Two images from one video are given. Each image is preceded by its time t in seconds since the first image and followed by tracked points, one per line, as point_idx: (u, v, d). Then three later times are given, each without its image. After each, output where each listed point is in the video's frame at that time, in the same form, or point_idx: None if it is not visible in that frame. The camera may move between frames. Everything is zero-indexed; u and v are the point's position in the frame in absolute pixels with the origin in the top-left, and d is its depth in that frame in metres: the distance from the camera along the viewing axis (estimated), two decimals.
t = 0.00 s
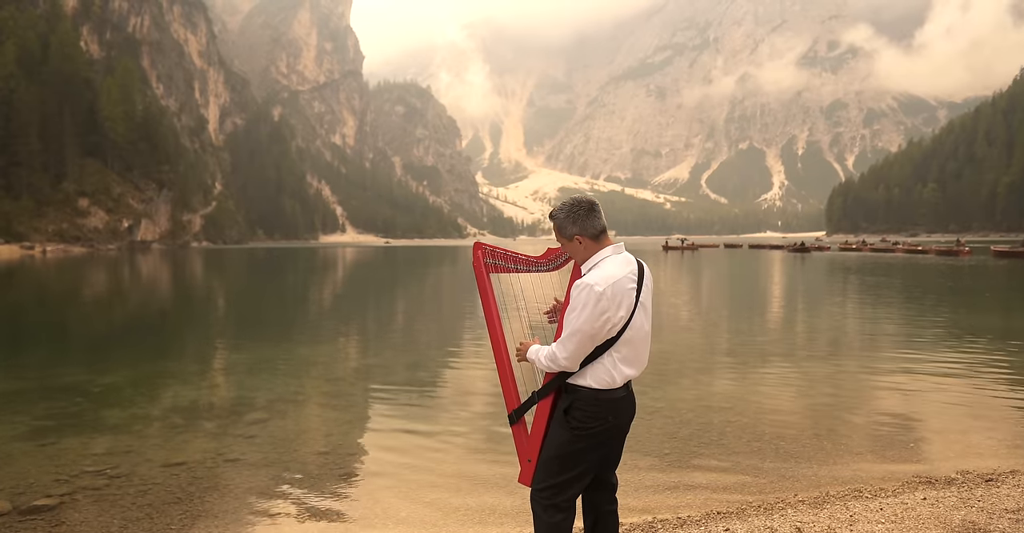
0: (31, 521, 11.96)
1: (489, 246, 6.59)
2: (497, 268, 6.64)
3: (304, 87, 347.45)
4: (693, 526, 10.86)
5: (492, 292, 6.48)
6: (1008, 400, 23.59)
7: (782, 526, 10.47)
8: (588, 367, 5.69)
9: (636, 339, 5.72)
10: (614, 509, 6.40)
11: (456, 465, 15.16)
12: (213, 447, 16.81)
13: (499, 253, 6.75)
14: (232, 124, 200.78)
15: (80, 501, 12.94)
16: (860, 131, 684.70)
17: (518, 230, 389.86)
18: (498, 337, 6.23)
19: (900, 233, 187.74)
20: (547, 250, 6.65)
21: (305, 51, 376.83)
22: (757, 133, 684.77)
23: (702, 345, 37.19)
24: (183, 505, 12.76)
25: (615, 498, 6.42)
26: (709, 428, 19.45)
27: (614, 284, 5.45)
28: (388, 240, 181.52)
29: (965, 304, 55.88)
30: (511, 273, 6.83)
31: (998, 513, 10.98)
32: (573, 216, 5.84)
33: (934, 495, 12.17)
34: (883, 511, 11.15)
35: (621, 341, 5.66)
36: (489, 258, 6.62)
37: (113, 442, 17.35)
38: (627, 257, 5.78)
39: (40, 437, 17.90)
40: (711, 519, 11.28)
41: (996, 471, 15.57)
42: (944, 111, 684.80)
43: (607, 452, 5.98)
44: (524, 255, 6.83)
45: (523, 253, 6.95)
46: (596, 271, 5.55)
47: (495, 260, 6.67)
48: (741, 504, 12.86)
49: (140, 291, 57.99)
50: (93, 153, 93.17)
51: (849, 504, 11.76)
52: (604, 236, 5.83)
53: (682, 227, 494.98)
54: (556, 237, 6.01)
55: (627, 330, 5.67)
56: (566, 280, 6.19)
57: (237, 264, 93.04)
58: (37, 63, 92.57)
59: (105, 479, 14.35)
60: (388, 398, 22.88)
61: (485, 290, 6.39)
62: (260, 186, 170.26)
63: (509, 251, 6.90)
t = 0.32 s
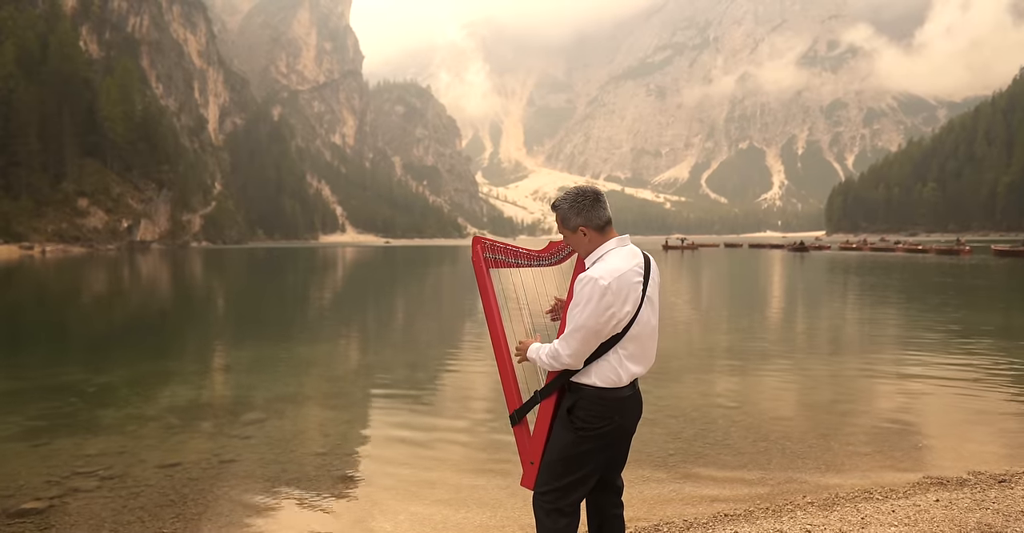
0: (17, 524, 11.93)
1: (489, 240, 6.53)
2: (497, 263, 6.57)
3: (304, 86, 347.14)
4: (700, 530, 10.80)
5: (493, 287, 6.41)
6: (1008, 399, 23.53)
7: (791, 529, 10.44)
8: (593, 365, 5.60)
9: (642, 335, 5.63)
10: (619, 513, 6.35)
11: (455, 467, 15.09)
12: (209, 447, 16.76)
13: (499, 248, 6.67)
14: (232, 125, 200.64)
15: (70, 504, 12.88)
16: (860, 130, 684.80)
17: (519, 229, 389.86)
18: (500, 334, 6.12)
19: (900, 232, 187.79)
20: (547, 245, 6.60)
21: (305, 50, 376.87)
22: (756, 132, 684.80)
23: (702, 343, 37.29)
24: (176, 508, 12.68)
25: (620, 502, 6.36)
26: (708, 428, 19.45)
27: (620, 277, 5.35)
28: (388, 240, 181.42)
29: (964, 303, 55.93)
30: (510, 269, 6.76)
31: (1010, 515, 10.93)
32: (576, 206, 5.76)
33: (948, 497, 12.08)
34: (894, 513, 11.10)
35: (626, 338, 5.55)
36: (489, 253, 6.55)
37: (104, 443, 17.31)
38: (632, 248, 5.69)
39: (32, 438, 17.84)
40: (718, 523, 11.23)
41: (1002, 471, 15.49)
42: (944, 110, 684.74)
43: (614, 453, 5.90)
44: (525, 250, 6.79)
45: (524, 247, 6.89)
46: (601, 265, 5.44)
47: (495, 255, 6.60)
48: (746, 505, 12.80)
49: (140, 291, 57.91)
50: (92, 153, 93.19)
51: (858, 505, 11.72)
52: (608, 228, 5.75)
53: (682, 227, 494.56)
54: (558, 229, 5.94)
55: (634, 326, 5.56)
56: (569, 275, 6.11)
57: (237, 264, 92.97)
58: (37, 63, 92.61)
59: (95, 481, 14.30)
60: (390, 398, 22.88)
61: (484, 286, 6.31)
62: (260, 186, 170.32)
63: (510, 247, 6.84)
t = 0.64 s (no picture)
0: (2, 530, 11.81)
1: (487, 236, 6.44)
2: (496, 259, 6.49)
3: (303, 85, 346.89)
4: None
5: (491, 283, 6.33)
6: (1007, 400, 23.41)
7: None
8: (595, 367, 5.49)
9: (647, 335, 5.52)
10: (624, 519, 6.22)
11: (452, 471, 14.94)
12: (203, 450, 16.63)
13: (498, 244, 6.60)
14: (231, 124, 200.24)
15: (57, 508, 12.77)
16: (858, 129, 684.77)
17: (518, 228, 389.84)
18: (498, 333, 6.02)
19: (899, 231, 187.91)
20: (547, 240, 6.50)
21: (304, 49, 376.43)
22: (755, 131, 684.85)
23: (700, 343, 37.32)
24: (165, 513, 12.55)
25: (625, 507, 6.24)
26: (707, 428, 19.42)
27: (624, 274, 5.24)
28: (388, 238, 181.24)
29: (963, 302, 55.97)
30: (511, 265, 6.69)
31: None
32: (580, 199, 5.62)
33: (960, 501, 11.99)
34: (906, 518, 11.00)
35: (632, 337, 5.44)
36: (487, 249, 6.46)
37: (94, 445, 17.19)
38: (636, 243, 5.56)
39: (22, 440, 17.74)
40: (725, 527, 11.13)
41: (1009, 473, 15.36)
42: (944, 109, 684.81)
43: (619, 458, 5.78)
44: (524, 246, 6.70)
45: (525, 242, 6.84)
46: (606, 260, 5.32)
47: (493, 251, 6.52)
48: (753, 509, 12.68)
49: (138, 290, 57.67)
50: (90, 152, 93.07)
51: (868, 510, 11.61)
52: (614, 222, 5.60)
53: (681, 226, 494.46)
54: (560, 222, 5.81)
55: (639, 326, 5.45)
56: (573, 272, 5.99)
57: (236, 264, 92.71)
58: (34, 61, 92.42)
59: (85, 483, 14.18)
60: (388, 398, 22.84)
61: (482, 283, 6.22)
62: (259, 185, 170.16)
63: (509, 242, 6.75)
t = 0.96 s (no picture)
0: None
1: (490, 231, 6.37)
2: (498, 256, 6.39)
3: (302, 85, 346.22)
4: None
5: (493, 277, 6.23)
6: (1006, 399, 23.34)
7: None
8: (603, 370, 5.37)
9: (658, 334, 5.42)
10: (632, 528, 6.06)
11: (451, 474, 14.83)
12: (196, 453, 16.51)
13: (501, 239, 6.51)
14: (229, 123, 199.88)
15: (42, 513, 12.65)
16: (856, 129, 684.81)
17: (515, 228, 389.72)
18: (501, 332, 5.91)
19: (896, 231, 188.07)
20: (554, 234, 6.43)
21: (303, 48, 375.98)
22: (753, 131, 684.82)
23: (698, 342, 37.36)
24: (155, 518, 12.42)
25: (634, 518, 6.07)
26: (705, 430, 19.36)
27: (633, 269, 5.14)
28: (386, 237, 180.88)
29: (959, 302, 56.04)
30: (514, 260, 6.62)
31: None
32: (586, 190, 5.50)
33: (972, 506, 11.88)
34: (917, 523, 10.93)
35: (641, 335, 5.33)
36: (490, 244, 6.39)
37: (82, 448, 17.06)
38: (647, 237, 5.45)
39: (10, 442, 17.64)
40: None
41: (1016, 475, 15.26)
42: (941, 109, 684.67)
43: (627, 463, 5.65)
44: (528, 241, 6.62)
45: (530, 238, 6.76)
46: (613, 255, 5.23)
47: (496, 247, 6.42)
48: (760, 514, 12.57)
49: (135, 290, 57.50)
50: (87, 151, 92.92)
51: (878, 515, 11.50)
52: (621, 215, 5.51)
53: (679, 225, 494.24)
54: (565, 216, 5.70)
55: (649, 323, 5.35)
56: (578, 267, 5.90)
57: (234, 263, 92.42)
58: (31, 61, 92.24)
59: (73, 489, 14.05)
60: (386, 399, 22.79)
61: (483, 278, 6.12)
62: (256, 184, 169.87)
63: (512, 236, 6.68)
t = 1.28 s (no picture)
0: None
1: (491, 228, 6.31)
2: (499, 254, 6.32)
3: (298, 85, 345.66)
4: None
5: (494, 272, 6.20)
6: (1002, 400, 23.39)
7: None
8: (610, 373, 5.27)
9: (668, 335, 5.30)
10: None
11: (450, 479, 14.76)
12: (186, 457, 16.38)
13: (503, 236, 6.42)
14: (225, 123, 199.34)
15: (25, 521, 12.49)
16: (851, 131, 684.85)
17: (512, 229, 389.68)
18: (503, 333, 5.82)
19: (891, 232, 188.34)
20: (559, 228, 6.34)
21: (299, 48, 375.25)
22: (748, 133, 684.95)
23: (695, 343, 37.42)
24: (144, 525, 12.29)
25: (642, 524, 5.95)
26: (703, 432, 19.30)
27: (643, 267, 5.02)
28: (382, 239, 180.68)
29: (954, 302, 56.21)
30: (519, 258, 6.53)
31: None
32: (590, 184, 5.39)
33: (985, 513, 11.77)
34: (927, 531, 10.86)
35: (651, 338, 5.22)
36: (491, 241, 6.31)
37: (72, 451, 16.93)
38: (655, 232, 5.33)
39: None
40: None
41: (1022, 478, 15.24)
42: (936, 111, 684.82)
43: (635, 469, 5.57)
44: (530, 239, 6.55)
45: (534, 235, 6.66)
46: (623, 252, 5.10)
47: (498, 244, 6.34)
48: (767, 521, 12.46)
49: (130, 290, 57.27)
50: (82, 151, 92.60)
51: (886, 523, 11.41)
52: (630, 209, 5.39)
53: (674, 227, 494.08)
54: (571, 211, 5.57)
55: (659, 325, 5.23)
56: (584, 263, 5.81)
57: (230, 264, 92.40)
58: (25, 60, 91.86)
59: (59, 494, 13.91)
60: (382, 400, 22.76)
61: (485, 273, 6.05)
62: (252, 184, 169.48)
63: (514, 234, 6.61)
